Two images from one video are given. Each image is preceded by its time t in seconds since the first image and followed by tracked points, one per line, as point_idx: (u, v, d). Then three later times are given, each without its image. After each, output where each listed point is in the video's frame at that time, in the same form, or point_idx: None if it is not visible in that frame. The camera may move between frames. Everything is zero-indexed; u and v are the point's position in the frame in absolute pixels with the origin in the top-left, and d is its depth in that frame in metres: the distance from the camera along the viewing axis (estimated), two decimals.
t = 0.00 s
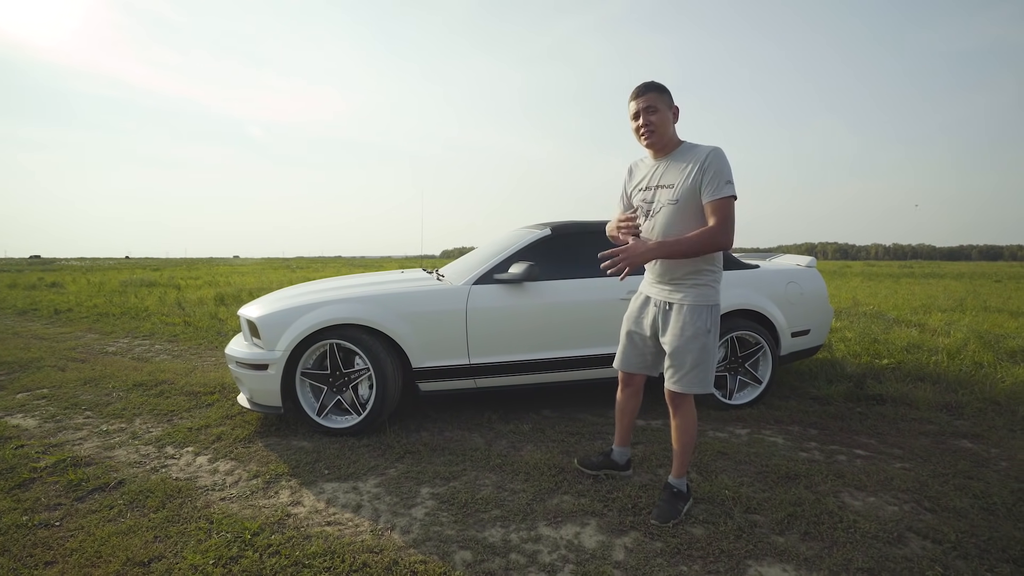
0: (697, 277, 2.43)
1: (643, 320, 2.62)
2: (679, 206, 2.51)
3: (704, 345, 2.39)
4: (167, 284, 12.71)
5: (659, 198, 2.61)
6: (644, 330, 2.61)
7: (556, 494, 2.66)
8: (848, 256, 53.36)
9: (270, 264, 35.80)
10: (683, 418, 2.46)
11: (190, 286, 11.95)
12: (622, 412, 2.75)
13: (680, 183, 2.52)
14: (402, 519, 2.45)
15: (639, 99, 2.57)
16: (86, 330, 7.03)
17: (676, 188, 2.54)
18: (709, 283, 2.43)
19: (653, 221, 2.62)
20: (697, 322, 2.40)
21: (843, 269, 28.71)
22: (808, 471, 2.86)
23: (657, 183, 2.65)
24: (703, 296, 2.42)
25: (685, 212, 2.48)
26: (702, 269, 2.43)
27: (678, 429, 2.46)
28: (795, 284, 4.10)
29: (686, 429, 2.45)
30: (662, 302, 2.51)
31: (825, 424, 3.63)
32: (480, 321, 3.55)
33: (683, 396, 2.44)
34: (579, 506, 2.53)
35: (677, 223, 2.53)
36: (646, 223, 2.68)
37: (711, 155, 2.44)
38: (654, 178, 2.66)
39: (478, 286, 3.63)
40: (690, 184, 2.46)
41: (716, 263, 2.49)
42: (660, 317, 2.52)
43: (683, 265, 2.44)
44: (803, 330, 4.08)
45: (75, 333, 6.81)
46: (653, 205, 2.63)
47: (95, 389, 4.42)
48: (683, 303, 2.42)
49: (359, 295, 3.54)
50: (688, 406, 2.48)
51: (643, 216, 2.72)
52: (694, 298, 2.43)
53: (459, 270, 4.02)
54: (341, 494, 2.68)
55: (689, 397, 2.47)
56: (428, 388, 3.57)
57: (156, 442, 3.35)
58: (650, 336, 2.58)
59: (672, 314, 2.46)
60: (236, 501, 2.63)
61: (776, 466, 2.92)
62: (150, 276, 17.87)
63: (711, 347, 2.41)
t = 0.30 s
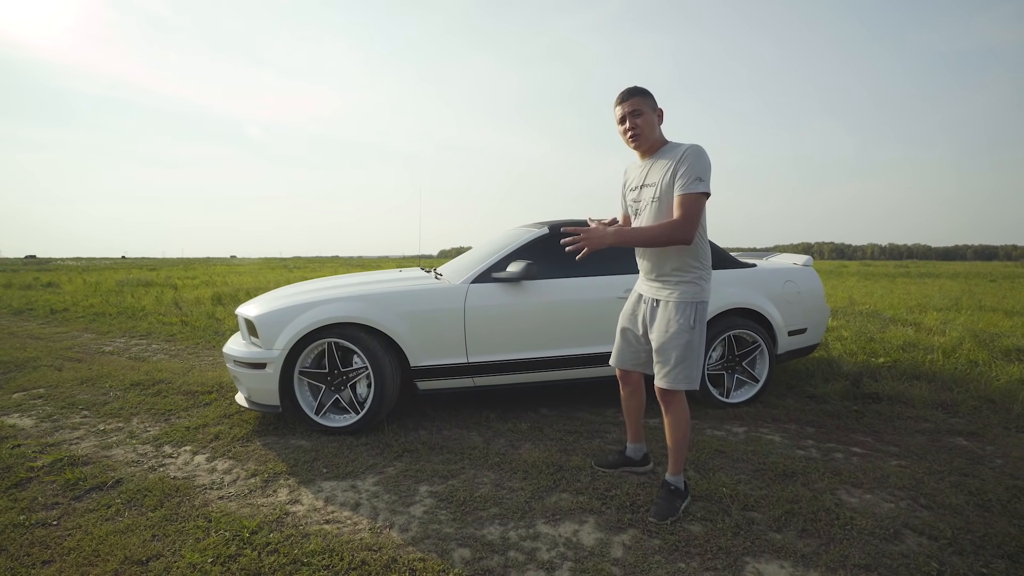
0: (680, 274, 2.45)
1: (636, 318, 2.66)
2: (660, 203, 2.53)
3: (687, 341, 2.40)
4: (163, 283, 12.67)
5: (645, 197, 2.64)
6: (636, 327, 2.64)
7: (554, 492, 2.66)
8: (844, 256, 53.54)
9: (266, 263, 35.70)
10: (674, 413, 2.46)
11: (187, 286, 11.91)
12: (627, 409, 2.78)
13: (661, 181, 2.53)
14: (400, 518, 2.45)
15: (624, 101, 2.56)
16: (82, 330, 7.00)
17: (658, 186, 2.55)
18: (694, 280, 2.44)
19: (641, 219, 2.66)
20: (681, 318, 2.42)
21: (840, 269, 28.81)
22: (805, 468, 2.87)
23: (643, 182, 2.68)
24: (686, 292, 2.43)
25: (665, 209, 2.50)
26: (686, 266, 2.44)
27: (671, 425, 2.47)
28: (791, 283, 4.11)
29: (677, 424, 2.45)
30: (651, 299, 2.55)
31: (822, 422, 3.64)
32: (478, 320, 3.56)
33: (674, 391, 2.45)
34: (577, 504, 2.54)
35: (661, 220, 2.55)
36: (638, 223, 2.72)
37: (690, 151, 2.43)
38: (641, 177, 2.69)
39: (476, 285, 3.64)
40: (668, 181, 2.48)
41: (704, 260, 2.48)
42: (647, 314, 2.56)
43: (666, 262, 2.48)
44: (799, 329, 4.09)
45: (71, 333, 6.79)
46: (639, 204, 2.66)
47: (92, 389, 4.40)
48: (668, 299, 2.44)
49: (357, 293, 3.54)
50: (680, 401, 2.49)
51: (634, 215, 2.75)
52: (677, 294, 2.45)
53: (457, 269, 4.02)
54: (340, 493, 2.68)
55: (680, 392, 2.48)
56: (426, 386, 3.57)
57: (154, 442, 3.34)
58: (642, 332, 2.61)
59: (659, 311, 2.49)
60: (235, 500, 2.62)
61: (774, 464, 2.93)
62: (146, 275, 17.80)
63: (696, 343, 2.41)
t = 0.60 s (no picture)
0: (660, 274, 2.47)
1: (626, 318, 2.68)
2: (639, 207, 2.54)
3: (667, 339, 2.40)
4: (162, 283, 12.63)
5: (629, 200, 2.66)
6: (627, 327, 2.66)
7: (555, 495, 2.64)
8: (842, 255, 53.60)
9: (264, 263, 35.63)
10: (670, 414, 2.44)
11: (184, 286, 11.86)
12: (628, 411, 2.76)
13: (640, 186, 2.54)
14: (400, 522, 2.43)
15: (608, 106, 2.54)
16: (79, 331, 6.95)
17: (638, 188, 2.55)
18: (674, 279, 2.45)
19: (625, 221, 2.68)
20: (662, 316, 2.43)
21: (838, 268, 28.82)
22: (808, 470, 2.85)
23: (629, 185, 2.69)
24: (666, 291, 2.44)
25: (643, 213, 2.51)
26: (665, 265, 2.45)
27: (666, 426, 2.45)
28: (792, 284, 4.09)
29: (673, 425, 2.43)
30: (637, 299, 2.58)
31: (823, 423, 3.63)
32: (477, 321, 3.54)
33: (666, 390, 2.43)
34: (578, 508, 2.52)
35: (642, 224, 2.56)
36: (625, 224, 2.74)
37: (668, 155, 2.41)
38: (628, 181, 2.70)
39: (475, 286, 3.61)
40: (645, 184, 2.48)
41: (686, 259, 2.48)
42: (632, 314, 2.60)
43: (646, 262, 2.51)
44: (800, 330, 4.08)
45: (68, 334, 6.75)
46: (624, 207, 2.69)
47: (89, 391, 4.37)
48: (650, 298, 2.47)
49: (356, 295, 3.52)
50: (675, 401, 2.46)
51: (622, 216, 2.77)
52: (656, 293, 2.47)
53: (457, 270, 4.00)
54: (339, 497, 2.66)
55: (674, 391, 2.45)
56: (425, 388, 3.55)
57: (151, 444, 3.32)
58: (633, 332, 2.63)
59: (643, 310, 2.52)
60: (233, 504, 2.60)
61: (776, 466, 2.91)
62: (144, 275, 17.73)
63: (677, 341, 2.40)
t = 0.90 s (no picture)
0: (641, 272, 2.49)
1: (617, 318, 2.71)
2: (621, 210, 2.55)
3: (647, 336, 2.42)
4: (160, 283, 12.61)
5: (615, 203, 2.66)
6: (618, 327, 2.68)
7: (554, 498, 2.63)
8: (841, 254, 53.63)
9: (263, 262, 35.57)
10: (662, 413, 2.42)
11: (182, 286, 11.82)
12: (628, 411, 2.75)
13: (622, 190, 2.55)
14: (399, 526, 2.41)
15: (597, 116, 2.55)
16: (77, 331, 6.93)
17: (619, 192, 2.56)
18: (654, 277, 2.46)
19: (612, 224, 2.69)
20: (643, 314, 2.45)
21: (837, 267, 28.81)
22: (808, 473, 2.84)
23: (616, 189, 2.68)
24: (646, 289, 2.46)
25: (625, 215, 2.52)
26: (645, 264, 2.47)
27: (659, 424, 2.44)
28: (792, 285, 4.08)
29: (666, 424, 2.41)
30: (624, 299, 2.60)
31: (824, 425, 3.61)
32: (476, 322, 3.52)
33: (654, 386, 2.42)
34: (578, 512, 2.50)
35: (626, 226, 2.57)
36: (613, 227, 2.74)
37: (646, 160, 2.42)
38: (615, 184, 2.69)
39: (474, 287, 3.60)
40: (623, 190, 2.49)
41: (667, 258, 2.48)
42: (620, 313, 2.63)
43: (628, 262, 2.54)
44: (800, 331, 4.07)
45: (65, 335, 6.72)
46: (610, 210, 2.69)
47: (87, 392, 4.34)
48: (633, 297, 2.49)
49: (354, 297, 3.50)
50: (667, 399, 2.45)
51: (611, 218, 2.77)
52: (638, 292, 2.50)
53: (456, 271, 3.98)
54: (337, 500, 2.65)
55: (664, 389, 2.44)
56: (424, 390, 3.53)
57: (148, 447, 3.30)
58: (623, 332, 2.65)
59: (628, 309, 2.55)
60: (230, 508, 2.59)
61: (776, 469, 2.90)
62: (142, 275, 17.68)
63: (658, 338, 2.41)
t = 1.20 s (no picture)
0: (626, 271, 2.48)
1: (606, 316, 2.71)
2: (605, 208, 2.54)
3: (630, 334, 2.42)
4: (159, 283, 12.60)
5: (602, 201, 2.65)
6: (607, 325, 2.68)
7: (550, 500, 2.61)
8: (840, 253, 53.64)
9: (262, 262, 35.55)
10: (647, 411, 2.41)
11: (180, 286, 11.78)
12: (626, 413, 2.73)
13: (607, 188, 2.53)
14: (393, 528, 2.39)
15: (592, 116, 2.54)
16: (74, 331, 6.90)
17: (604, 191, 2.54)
18: (638, 275, 2.44)
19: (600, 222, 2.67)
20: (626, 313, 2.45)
21: (837, 266, 28.78)
22: (806, 474, 2.82)
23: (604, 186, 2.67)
24: (630, 287, 2.45)
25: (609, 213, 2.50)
26: (629, 262, 2.46)
27: (645, 423, 2.43)
28: (791, 285, 4.06)
29: (650, 422, 2.40)
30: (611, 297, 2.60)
31: (822, 425, 3.59)
32: (472, 322, 3.50)
33: (636, 384, 2.42)
34: (574, 513, 2.48)
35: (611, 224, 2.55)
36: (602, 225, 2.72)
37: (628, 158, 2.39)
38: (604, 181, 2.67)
39: (471, 287, 3.57)
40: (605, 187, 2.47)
41: (651, 256, 2.46)
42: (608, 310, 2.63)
43: (613, 259, 2.54)
44: (799, 331, 4.05)
45: (62, 335, 6.68)
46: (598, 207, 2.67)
47: (82, 393, 4.32)
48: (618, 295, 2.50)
49: (349, 297, 3.48)
50: (651, 396, 2.43)
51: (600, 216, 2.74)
52: (623, 290, 2.50)
53: (452, 271, 3.95)
54: (331, 502, 2.63)
55: (647, 386, 2.43)
56: (420, 390, 3.51)
57: (142, 448, 3.28)
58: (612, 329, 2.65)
59: (614, 308, 2.55)
60: (223, 510, 2.57)
61: (774, 470, 2.88)
62: (140, 274, 17.66)
63: (640, 336, 2.41)
